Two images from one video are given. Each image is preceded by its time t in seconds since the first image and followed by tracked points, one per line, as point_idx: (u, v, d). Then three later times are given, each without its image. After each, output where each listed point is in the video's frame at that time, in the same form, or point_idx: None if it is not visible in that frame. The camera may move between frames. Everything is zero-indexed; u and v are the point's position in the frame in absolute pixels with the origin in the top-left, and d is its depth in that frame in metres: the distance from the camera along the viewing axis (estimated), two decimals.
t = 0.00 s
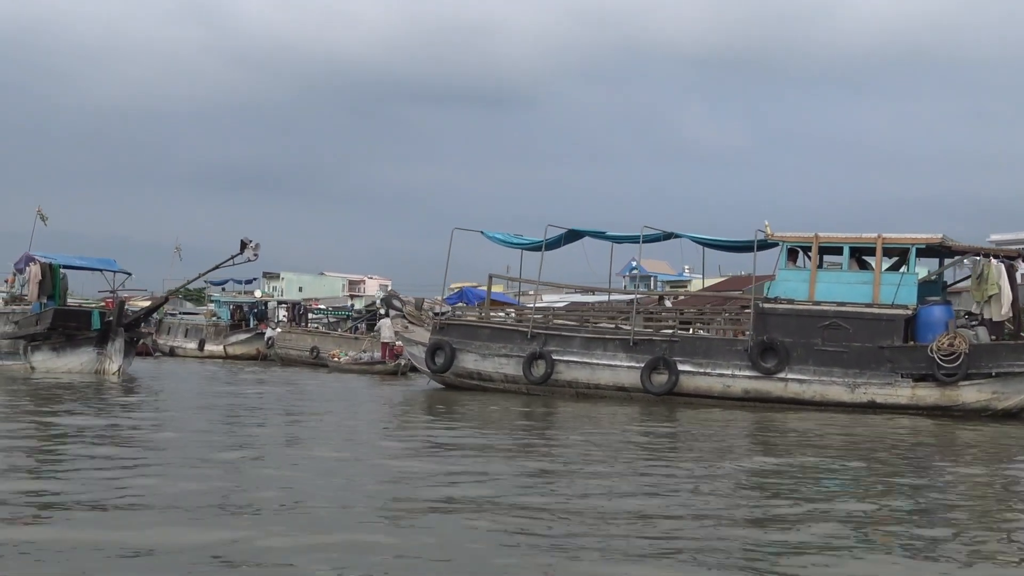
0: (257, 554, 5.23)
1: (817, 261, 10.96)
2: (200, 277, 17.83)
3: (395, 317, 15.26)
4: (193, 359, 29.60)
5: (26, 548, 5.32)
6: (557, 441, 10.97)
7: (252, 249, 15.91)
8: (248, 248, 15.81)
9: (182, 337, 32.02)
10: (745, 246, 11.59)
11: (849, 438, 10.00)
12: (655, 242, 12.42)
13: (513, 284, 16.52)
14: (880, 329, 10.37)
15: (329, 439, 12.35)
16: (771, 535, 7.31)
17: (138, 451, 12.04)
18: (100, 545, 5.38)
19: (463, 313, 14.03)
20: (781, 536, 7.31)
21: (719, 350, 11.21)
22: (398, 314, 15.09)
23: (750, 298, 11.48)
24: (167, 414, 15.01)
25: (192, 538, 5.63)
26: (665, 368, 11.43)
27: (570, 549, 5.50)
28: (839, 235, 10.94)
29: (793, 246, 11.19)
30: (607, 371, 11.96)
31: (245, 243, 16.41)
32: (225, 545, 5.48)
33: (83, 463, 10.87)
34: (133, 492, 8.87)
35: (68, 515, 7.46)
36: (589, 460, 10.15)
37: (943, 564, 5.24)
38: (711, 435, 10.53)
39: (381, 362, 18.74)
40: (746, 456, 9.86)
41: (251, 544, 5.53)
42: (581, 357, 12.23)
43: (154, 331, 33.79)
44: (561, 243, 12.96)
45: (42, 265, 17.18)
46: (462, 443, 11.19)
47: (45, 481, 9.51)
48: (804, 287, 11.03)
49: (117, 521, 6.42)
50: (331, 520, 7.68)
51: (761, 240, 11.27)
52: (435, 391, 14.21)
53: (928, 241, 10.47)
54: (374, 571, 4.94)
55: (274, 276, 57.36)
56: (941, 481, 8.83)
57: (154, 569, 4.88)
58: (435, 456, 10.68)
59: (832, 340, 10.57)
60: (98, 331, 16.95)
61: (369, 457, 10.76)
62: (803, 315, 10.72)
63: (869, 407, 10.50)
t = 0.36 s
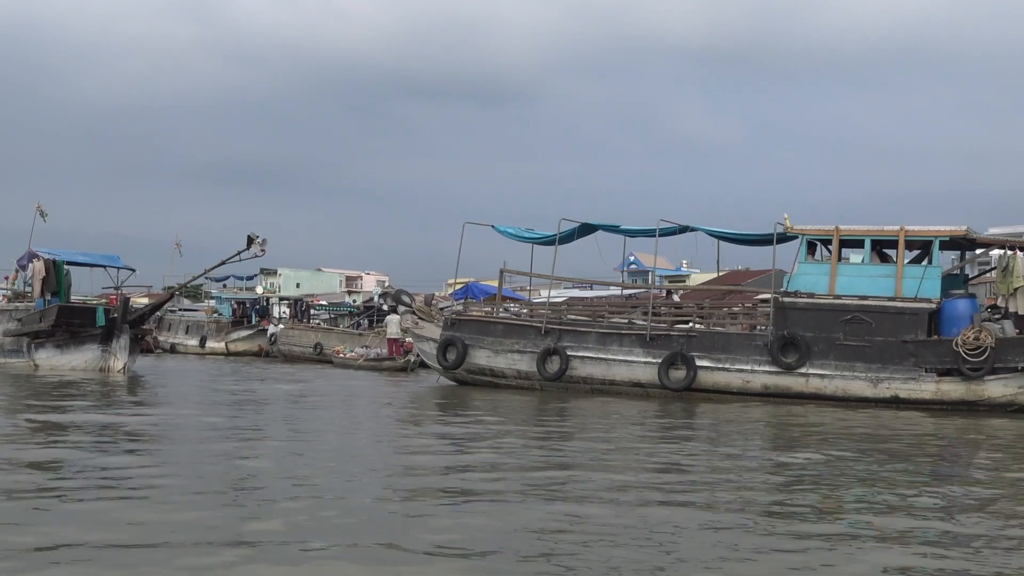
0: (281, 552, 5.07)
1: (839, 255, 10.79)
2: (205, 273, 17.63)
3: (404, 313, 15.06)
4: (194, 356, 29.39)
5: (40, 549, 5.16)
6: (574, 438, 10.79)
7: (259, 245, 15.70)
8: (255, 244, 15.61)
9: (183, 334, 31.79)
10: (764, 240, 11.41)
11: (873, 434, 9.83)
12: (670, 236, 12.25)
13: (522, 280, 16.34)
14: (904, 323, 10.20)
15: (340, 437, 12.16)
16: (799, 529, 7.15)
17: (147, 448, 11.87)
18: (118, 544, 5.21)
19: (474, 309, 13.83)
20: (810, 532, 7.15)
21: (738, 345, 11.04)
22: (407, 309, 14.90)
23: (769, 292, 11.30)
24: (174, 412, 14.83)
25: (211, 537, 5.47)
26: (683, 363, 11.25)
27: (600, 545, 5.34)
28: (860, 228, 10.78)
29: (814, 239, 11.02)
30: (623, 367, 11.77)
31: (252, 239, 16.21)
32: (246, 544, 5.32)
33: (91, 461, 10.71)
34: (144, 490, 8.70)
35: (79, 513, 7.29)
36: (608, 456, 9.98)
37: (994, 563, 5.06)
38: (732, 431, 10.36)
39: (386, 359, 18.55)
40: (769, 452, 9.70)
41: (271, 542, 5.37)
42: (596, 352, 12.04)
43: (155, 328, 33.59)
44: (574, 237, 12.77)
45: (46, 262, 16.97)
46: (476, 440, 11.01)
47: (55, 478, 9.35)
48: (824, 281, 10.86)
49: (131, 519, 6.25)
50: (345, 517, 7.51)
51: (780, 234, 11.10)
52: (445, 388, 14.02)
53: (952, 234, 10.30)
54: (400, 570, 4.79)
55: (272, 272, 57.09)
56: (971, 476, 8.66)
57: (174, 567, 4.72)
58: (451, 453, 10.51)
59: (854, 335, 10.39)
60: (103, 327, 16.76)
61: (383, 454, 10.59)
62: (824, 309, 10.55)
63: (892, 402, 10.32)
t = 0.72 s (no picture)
0: (311, 554, 4.91)
1: (860, 249, 10.63)
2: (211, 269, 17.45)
3: (414, 309, 14.88)
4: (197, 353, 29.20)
5: (62, 552, 5.00)
6: (591, 435, 10.62)
7: (267, 242, 15.51)
8: (262, 241, 15.43)
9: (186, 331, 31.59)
10: (783, 234, 11.25)
11: (897, 430, 9.67)
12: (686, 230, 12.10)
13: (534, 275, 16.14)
14: (927, 318, 10.05)
15: (351, 434, 11.98)
16: (830, 529, 6.99)
17: (157, 446, 11.70)
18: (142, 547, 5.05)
19: (486, 305, 13.66)
20: (843, 531, 7.00)
21: (758, 341, 10.87)
22: (417, 305, 14.72)
23: (789, 287, 11.13)
24: (181, 409, 14.66)
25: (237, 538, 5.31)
26: (701, 360, 11.09)
27: (640, 545, 5.18)
28: (882, 222, 10.63)
29: (834, 233, 10.86)
30: (639, 363, 11.60)
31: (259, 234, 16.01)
32: (275, 544, 5.17)
33: (102, 459, 10.54)
34: (158, 489, 8.54)
35: (95, 512, 7.13)
36: (628, 454, 9.82)
37: None
38: (752, 428, 10.20)
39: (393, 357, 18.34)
40: (792, 449, 9.54)
41: (300, 543, 5.22)
42: (612, 349, 11.87)
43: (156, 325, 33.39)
44: (588, 232, 12.58)
45: (50, 259, 16.78)
46: (492, 437, 10.85)
47: (66, 477, 9.19)
48: (846, 275, 10.71)
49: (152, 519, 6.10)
50: (366, 515, 7.35)
51: (800, 228, 10.95)
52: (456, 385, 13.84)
53: (977, 228, 10.14)
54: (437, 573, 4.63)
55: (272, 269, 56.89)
56: (999, 474, 8.50)
57: (206, 570, 4.56)
58: (466, 450, 10.33)
59: (877, 330, 10.25)
60: (108, 325, 16.58)
61: (397, 452, 10.41)
62: (845, 304, 10.41)
63: (915, 399, 10.17)
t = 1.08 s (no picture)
0: (339, 559, 4.74)
1: (884, 246, 10.47)
2: (219, 265, 17.28)
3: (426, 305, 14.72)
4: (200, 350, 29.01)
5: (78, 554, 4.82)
6: (610, 433, 10.45)
7: (276, 237, 15.35)
8: (271, 236, 15.27)
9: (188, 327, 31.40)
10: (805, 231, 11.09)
11: (924, 429, 9.50)
12: (705, 227, 11.98)
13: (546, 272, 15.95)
14: (954, 315, 9.90)
15: (364, 430, 11.81)
16: (865, 531, 6.83)
17: (167, 443, 11.53)
18: (163, 547, 4.88)
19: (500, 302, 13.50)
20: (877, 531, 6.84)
21: (779, 339, 10.70)
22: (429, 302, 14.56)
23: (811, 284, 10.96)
24: (189, 406, 14.48)
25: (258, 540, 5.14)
26: (721, 357, 10.92)
27: (679, 552, 5.01)
28: (907, 219, 10.46)
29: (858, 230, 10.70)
30: (657, 361, 11.43)
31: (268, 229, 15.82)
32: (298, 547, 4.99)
33: (112, 456, 10.36)
34: (170, 485, 8.37)
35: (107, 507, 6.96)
36: (649, 452, 9.65)
37: None
38: (775, 426, 10.03)
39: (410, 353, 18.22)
40: (816, 448, 9.37)
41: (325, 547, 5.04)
42: (629, 346, 11.70)
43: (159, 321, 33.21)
44: (605, 228, 12.54)
45: (56, 254, 16.61)
46: (509, 434, 10.67)
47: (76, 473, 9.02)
48: (870, 272, 10.56)
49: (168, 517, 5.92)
50: (385, 513, 7.19)
51: (823, 224, 10.79)
52: (469, 382, 13.67)
53: (1005, 225, 9.98)
54: None
55: (272, 266, 56.69)
56: None
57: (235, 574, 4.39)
58: (483, 448, 10.16)
59: (901, 328, 10.09)
60: (114, 321, 16.40)
61: (413, 449, 10.24)
62: (869, 301, 10.24)
63: (941, 399, 10.00)
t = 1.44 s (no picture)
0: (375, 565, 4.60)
1: (911, 245, 10.33)
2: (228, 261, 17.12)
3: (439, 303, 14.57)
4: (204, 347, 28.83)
5: (107, 558, 4.69)
6: (630, 432, 10.29)
7: (287, 233, 15.19)
8: (282, 232, 15.12)
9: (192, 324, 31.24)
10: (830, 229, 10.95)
11: (952, 432, 9.36)
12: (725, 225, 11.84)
13: (560, 269, 15.80)
14: (982, 315, 9.76)
15: (378, 429, 11.65)
16: (902, 537, 6.68)
17: (179, 440, 11.38)
18: (195, 550, 4.74)
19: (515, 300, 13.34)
20: (914, 538, 6.69)
21: (803, 338, 10.54)
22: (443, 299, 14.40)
23: (834, 282, 10.80)
24: (199, 403, 14.32)
25: (290, 545, 5.00)
26: (743, 357, 10.76)
27: (722, 562, 4.88)
28: (934, 217, 10.33)
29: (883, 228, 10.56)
30: (677, 360, 11.27)
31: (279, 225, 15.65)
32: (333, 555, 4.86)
33: (125, 453, 10.22)
34: (188, 483, 8.24)
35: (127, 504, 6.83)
36: (672, 452, 9.49)
37: None
38: (799, 427, 9.89)
39: (420, 351, 18.05)
40: (842, 449, 9.23)
41: (360, 554, 4.91)
42: (648, 344, 11.54)
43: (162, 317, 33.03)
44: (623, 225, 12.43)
45: (64, 250, 16.45)
46: (527, 433, 10.52)
47: (91, 470, 8.87)
48: (896, 271, 10.42)
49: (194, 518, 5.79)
50: (410, 513, 7.05)
51: (848, 222, 10.65)
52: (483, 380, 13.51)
53: None
54: None
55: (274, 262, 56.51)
56: None
57: None
58: (502, 447, 10.00)
59: (928, 328, 9.95)
60: (123, 317, 16.24)
61: (431, 448, 10.09)
62: (895, 301, 10.09)
63: (968, 400, 9.87)
